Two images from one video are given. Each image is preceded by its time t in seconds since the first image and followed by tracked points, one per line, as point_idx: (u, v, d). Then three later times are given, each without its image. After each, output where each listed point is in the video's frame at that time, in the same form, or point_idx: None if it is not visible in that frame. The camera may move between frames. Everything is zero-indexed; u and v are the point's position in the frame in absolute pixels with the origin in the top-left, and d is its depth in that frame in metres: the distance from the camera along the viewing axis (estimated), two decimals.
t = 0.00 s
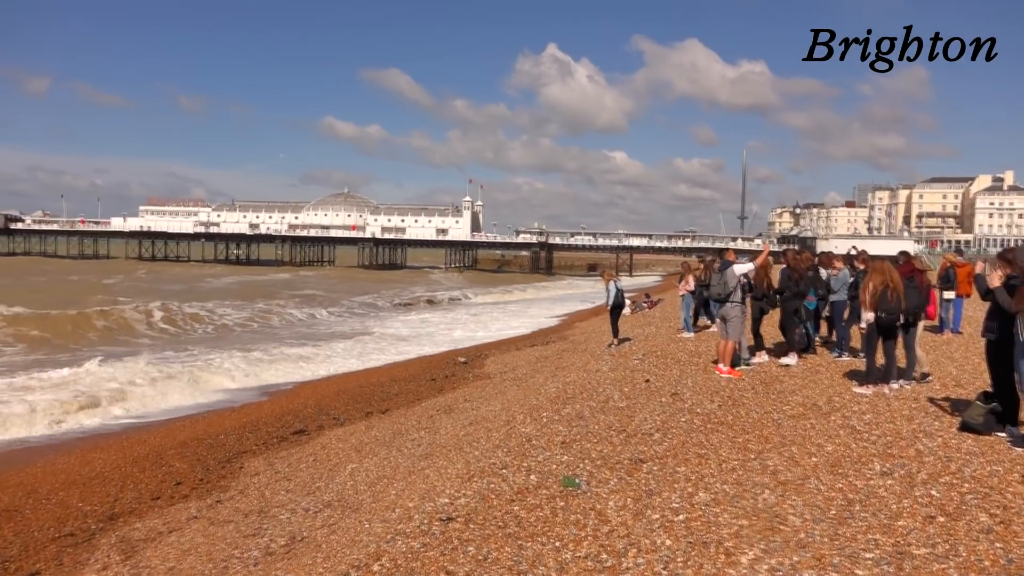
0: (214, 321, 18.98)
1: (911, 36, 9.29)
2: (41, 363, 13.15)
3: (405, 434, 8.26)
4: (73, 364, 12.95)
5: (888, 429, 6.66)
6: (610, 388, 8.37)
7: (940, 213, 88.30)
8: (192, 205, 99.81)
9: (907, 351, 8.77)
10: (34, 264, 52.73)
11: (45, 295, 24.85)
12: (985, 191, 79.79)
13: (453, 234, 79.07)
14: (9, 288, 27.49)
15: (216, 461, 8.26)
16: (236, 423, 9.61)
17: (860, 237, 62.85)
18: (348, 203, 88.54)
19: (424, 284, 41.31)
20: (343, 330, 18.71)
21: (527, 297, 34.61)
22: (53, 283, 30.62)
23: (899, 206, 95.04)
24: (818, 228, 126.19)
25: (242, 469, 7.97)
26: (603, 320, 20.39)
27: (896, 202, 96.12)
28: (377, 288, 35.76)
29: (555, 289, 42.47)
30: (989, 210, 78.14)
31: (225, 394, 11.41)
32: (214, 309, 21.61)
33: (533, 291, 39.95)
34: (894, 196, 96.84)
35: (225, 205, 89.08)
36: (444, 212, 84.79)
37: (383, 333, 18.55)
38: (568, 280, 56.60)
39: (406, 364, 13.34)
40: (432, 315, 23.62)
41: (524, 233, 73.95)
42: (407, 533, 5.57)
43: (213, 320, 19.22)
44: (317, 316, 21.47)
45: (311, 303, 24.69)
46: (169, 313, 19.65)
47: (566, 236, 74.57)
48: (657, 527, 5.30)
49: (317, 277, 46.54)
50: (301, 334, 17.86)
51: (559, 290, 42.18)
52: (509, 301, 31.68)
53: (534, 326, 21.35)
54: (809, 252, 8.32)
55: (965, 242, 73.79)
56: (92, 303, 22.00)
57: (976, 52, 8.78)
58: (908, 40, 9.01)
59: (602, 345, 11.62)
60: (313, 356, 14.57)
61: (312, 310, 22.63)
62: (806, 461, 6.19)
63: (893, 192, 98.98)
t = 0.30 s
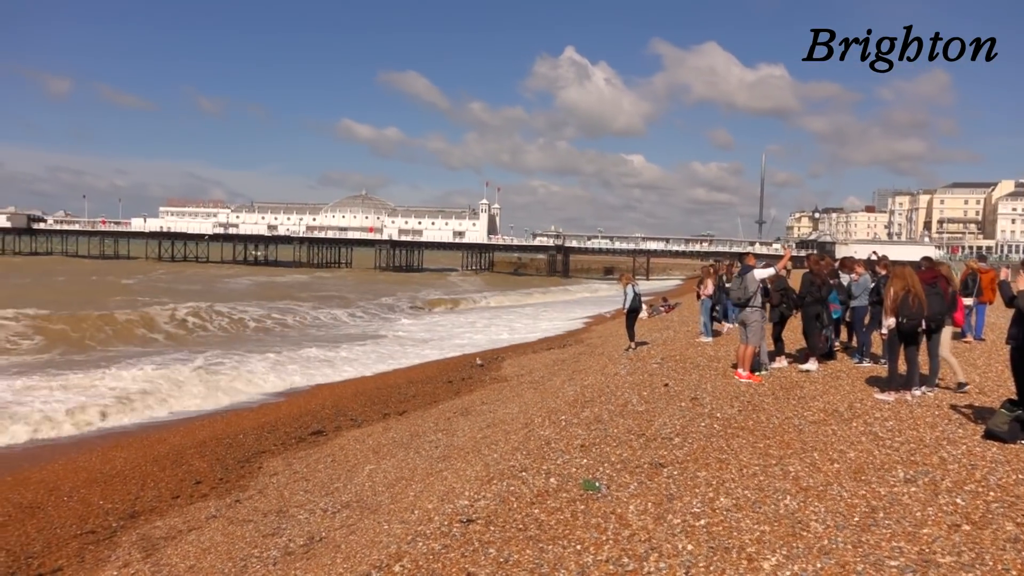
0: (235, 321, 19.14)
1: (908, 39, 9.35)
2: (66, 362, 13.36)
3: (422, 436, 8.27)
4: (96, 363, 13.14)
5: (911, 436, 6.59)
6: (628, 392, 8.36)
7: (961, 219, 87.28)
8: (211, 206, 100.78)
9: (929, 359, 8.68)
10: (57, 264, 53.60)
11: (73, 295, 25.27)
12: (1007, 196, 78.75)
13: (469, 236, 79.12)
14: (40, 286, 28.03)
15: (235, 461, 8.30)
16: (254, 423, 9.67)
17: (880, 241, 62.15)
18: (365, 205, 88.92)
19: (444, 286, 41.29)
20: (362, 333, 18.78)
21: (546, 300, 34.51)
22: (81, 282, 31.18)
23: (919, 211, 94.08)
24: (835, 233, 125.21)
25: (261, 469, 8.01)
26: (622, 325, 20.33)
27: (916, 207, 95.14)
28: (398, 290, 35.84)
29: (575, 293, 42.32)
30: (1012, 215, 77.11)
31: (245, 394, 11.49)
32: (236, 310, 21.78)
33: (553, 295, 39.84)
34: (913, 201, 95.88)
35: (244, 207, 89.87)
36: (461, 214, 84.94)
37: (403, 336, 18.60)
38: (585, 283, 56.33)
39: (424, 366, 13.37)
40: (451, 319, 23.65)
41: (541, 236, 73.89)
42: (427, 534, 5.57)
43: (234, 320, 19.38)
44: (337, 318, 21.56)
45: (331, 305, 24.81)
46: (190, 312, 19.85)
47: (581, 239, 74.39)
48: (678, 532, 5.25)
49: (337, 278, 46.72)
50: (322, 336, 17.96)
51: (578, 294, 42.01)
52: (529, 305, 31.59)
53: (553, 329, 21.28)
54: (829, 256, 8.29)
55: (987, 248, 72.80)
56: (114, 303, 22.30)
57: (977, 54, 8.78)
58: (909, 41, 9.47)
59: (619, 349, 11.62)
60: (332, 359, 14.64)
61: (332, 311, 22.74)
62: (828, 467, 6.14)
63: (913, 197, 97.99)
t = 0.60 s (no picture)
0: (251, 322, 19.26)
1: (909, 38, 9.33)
2: (85, 364, 13.53)
3: (436, 437, 8.29)
4: (115, 366, 13.30)
5: (929, 438, 6.54)
6: (643, 394, 8.36)
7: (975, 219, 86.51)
8: (223, 209, 101.61)
9: (947, 360, 8.61)
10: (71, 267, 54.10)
11: (93, 296, 25.57)
12: None
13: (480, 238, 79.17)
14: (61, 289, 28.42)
15: (250, 461, 8.35)
16: (269, 424, 9.72)
17: (895, 242, 61.59)
18: (377, 207, 89.20)
19: (459, 288, 41.31)
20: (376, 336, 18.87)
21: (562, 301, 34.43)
22: (102, 284, 31.60)
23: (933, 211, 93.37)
24: (847, 234, 124.39)
25: (275, 470, 8.04)
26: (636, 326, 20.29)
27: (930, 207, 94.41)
28: (413, 292, 35.91)
29: (590, 294, 42.20)
30: None
31: (261, 395, 11.56)
32: (252, 311, 21.92)
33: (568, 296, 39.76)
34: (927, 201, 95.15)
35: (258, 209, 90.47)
36: (472, 216, 85.11)
37: (418, 338, 18.65)
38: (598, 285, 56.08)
39: (438, 367, 13.40)
40: (465, 320, 23.67)
41: (552, 237, 73.82)
42: (443, 535, 5.56)
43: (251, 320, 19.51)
44: (352, 320, 21.65)
45: (346, 306, 24.91)
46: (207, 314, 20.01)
47: (592, 241, 74.22)
48: (696, 534, 5.19)
49: (351, 280, 46.86)
50: (338, 338, 18.06)
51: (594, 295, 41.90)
52: (544, 306, 31.53)
53: (567, 330, 21.24)
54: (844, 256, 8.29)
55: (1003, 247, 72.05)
56: (131, 305, 22.53)
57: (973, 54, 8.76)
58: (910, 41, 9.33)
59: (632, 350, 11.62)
60: (347, 361, 14.70)
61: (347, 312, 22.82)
62: (845, 469, 6.10)
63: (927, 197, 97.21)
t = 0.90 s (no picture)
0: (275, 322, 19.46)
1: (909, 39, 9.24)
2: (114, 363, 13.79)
3: (456, 436, 8.31)
4: (142, 366, 13.53)
5: (957, 440, 6.41)
6: (664, 394, 8.31)
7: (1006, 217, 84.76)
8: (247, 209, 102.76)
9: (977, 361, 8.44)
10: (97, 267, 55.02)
11: (122, 295, 26.04)
12: None
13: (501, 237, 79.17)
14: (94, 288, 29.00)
15: (272, 460, 8.42)
16: (291, 423, 9.81)
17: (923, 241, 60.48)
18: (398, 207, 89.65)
19: (481, 288, 41.36)
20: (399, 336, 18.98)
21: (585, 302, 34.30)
22: (132, 284, 32.19)
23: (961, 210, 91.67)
24: (873, 233, 122.66)
25: (298, 468, 8.11)
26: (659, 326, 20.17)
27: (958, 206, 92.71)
28: (436, 292, 36.03)
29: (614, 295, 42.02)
30: None
31: (285, 394, 11.68)
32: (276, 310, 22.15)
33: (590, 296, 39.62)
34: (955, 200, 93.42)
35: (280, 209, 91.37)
36: (494, 215, 85.20)
37: (440, 339, 18.72)
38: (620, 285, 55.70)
39: (460, 367, 13.44)
40: (487, 321, 23.69)
41: (573, 237, 73.67)
42: (464, 535, 5.57)
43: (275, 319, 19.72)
44: (375, 320, 21.78)
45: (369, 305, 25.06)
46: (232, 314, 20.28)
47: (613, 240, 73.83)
48: (718, 536, 5.13)
49: (375, 279, 47.14)
50: (361, 339, 18.18)
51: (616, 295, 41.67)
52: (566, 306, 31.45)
53: (589, 330, 21.17)
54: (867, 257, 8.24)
55: None
56: (159, 304, 22.91)
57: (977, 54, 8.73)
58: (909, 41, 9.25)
59: (654, 350, 11.57)
60: (369, 361, 14.78)
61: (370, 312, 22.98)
62: (871, 472, 6.00)
63: (955, 196, 95.46)
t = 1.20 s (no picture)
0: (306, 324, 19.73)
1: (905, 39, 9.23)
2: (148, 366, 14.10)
3: (484, 438, 8.34)
4: (176, 368, 13.82)
5: (995, 445, 6.25)
6: (693, 397, 8.25)
7: None
8: (278, 210, 104.22)
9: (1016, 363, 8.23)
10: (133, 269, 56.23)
11: (159, 297, 26.64)
12: None
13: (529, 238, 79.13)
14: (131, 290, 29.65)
15: (301, 460, 8.54)
16: (319, 424, 9.94)
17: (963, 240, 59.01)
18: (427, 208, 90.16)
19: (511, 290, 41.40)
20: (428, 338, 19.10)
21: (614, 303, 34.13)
22: (168, 285, 32.89)
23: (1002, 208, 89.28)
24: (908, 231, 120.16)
25: (326, 469, 8.21)
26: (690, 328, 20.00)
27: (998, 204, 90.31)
28: (466, 293, 36.19)
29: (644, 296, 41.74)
30: None
31: (316, 396, 11.84)
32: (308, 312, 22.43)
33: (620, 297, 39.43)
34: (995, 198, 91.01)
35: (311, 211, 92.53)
36: (522, 216, 85.24)
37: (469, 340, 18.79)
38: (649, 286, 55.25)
39: (487, 369, 13.49)
40: (515, 323, 23.72)
41: (600, 237, 73.41)
42: (491, 538, 5.59)
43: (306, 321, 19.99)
44: (404, 322, 21.96)
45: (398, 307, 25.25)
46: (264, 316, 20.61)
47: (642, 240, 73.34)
48: (748, 542, 5.08)
49: (404, 280, 47.51)
50: (390, 341, 18.34)
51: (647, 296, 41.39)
52: (595, 308, 31.34)
53: (618, 331, 21.09)
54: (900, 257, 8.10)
55: None
56: (193, 306, 23.38)
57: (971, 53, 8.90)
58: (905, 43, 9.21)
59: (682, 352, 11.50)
60: (397, 363, 14.91)
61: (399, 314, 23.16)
62: (905, 478, 5.89)
63: (995, 193, 93.01)
